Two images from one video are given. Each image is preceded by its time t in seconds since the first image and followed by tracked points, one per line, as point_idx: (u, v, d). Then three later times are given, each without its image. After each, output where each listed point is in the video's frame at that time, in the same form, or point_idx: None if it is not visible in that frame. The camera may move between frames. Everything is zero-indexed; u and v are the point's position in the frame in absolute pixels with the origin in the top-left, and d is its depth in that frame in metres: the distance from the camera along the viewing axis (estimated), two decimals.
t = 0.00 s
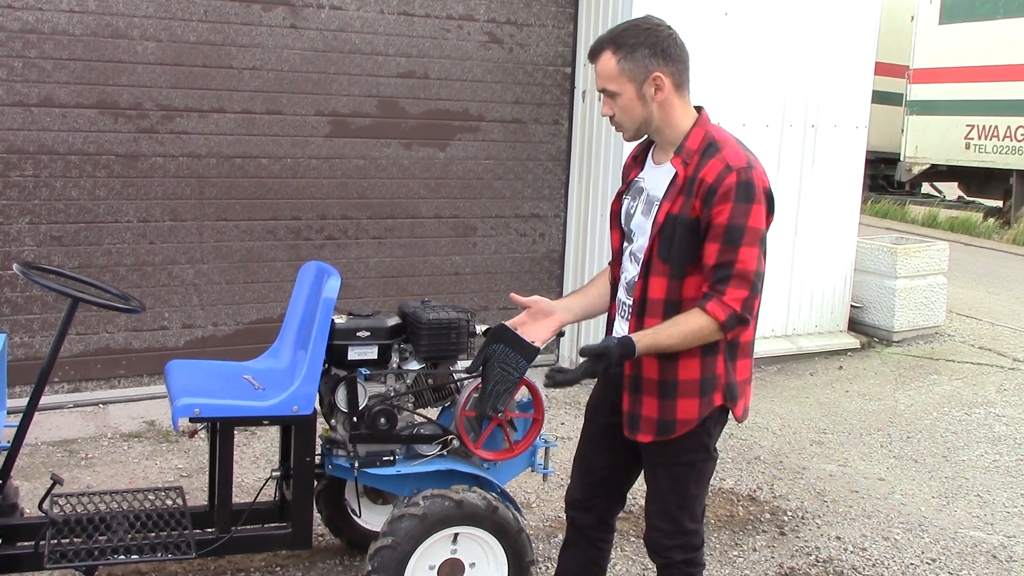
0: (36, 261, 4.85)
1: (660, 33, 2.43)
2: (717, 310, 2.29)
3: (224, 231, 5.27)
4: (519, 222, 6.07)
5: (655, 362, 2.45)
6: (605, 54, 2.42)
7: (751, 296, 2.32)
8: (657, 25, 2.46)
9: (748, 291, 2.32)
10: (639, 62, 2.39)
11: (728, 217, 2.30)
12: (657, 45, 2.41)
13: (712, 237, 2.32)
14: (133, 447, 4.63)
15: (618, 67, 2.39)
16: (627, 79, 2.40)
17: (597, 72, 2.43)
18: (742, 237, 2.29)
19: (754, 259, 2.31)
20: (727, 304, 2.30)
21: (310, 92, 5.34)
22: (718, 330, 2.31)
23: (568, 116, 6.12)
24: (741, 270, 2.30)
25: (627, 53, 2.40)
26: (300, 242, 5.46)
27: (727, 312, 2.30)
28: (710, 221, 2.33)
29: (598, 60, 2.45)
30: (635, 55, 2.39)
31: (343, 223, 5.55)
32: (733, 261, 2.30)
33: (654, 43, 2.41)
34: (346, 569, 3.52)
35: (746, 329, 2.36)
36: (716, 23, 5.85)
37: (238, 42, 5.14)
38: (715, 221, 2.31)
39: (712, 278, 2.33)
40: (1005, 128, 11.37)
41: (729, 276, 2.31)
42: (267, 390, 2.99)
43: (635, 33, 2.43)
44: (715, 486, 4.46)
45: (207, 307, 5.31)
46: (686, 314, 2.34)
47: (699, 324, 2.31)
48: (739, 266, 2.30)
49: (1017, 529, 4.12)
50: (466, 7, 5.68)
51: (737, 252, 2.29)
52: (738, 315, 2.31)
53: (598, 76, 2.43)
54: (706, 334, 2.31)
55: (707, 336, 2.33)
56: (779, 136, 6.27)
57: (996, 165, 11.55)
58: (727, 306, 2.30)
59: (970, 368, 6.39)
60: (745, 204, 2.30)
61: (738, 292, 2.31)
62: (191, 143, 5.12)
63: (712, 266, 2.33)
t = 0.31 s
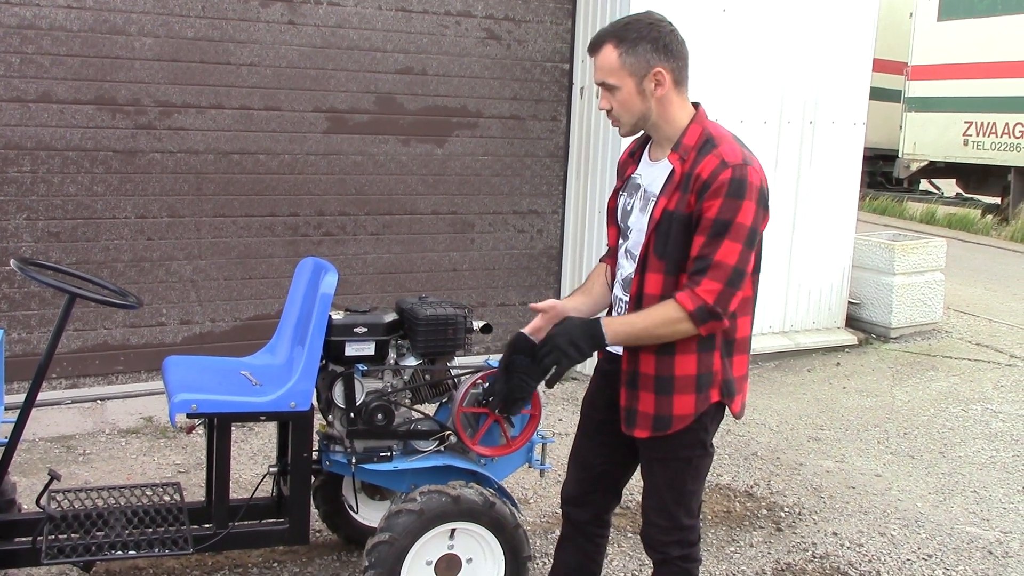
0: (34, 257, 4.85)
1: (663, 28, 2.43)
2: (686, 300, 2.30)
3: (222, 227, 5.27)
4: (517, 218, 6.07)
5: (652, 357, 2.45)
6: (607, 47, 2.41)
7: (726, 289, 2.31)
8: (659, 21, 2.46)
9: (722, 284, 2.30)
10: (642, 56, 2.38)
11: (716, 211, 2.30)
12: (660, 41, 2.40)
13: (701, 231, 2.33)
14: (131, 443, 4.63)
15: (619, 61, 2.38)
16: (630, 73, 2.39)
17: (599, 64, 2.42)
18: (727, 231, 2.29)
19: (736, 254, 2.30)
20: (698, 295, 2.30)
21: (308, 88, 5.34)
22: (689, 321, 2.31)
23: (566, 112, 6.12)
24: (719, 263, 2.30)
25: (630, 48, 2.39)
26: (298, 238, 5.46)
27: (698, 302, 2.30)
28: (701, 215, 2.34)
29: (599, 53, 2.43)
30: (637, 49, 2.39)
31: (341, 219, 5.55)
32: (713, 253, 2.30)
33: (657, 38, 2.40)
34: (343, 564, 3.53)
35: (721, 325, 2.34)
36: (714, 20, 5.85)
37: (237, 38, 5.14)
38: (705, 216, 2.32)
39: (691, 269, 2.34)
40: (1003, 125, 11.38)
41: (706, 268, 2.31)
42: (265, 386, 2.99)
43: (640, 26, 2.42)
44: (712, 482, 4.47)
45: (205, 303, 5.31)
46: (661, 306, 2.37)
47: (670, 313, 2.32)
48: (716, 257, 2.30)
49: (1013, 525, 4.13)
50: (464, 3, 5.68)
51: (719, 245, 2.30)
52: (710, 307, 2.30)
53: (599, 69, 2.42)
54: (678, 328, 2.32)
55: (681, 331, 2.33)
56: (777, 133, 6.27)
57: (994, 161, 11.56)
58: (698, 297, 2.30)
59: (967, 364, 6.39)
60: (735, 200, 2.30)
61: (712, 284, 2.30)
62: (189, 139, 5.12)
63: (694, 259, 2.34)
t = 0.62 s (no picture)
0: (31, 252, 4.85)
1: (665, 21, 2.42)
2: (668, 293, 2.31)
3: (220, 222, 5.27)
4: (514, 213, 6.07)
5: (646, 352, 2.46)
6: (627, 29, 2.37)
7: (709, 281, 2.31)
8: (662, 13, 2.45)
9: (705, 275, 2.31)
10: (663, 39, 2.38)
11: (704, 204, 2.31)
12: (670, 28, 2.41)
13: (689, 225, 2.34)
14: (128, 438, 4.64)
15: (645, 42, 2.36)
16: (651, 56, 2.37)
17: (620, 46, 2.36)
18: (714, 223, 2.30)
19: (723, 246, 2.30)
20: (681, 286, 2.31)
21: (305, 83, 5.33)
22: (671, 312, 2.32)
23: (563, 107, 6.12)
24: (704, 255, 2.30)
25: (652, 31, 2.38)
26: (296, 233, 5.46)
27: (678, 293, 2.31)
28: (690, 208, 2.35)
29: (617, 36, 2.37)
30: (660, 33, 2.38)
31: (339, 214, 5.55)
32: (699, 245, 2.31)
33: (665, 27, 2.40)
34: (341, 559, 3.53)
35: (706, 316, 2.35)
36: (711, 15, 5.85)
37: (234, 33, 5.13)
38: (694, 209, 2.33)
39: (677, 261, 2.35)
40: (1000, 120, 11.38)
41: (691, 259, 2.31)
42: (263, 381, 3.00)
43: (645, 17, 2.41)
44: (709, 477, 4.48)
45: (202, 299, 5.31)
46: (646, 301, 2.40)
47: (653, 306, 2.34)
48: (700, 248, 2.31)
49: (1009, 520, 4.15)
50: None
51: (705, 238, 2.30)
52: (694, 299, 2.31)
53: (621, 51, 2.36)
54: (663, 321, 2.33)
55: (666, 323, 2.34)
56: (774, 128, 6.27)
57: (991, 157, 11.57)
58: (681, 289, 2.31)
59: (964, 360, 6.41)
60: (724, 193, 2.30)
61: (695, 275, 2.30)
62: (186, 134, 5.11)
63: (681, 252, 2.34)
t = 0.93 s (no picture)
0: (29, 248, 4.85)
1: (666, 18, 2.43)
2: (655, 284, 2.29)
3: (219, 218, 5.27)
4: (513, 210, 6.07)
5: (648, 347, 2.45)
6: (645, 22, 2.40)
7: (700, 270, 2.29)
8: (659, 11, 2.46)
9: (696, 264, 2.29)
10: (677, 34, 2.44)
11: (704, 197, 2.31)
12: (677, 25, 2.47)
13: (688, 218, 2.34)
14: (127, 434, 4.64)
15: (663, 34, 2.40)
16: (669, 48, 2.41)
17: (641, 36, 2.38)
18: (712, 216, 2.30)
19: (718, 238, 2.30)
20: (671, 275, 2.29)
21: (304, 79, 5.33)
22: (660, 302, 2.29)
23: (562, 104, 6.11)
24: (698, 247, 2.29)
25: (668, 25, 2.43)
26: (294, 230, 5.46)
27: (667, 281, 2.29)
28: (690, 202, 2.35)
29: (635, 28, 2.40)
30: (674, 27, 2.44)
31: (337, 211, 5.55)
32: (694, 236, 2.31)
33: (673, 24, 2.45)
34: (339, 555, 3.54)
35: (694, 306, 2.30)
36: (710, 12, 5.84)
37: (233, 29, 5.13)
38: (693, 203, 2.33)
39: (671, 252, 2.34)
40: (999, 118, 11.39)
41: (684, 249, 2.31)
42: (261, 377, 2.99)
43: (650, 14, 2.42)
44: (706, 473, 4.49)
45: (201, 295, 5.31)
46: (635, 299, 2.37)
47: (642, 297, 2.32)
48: (694, 238, 2.30)
49: (1006, 517, 4.15)
50: None
51: (700, 230, 2.30)
52: (682, 287, 2.28)
53: (641, 41, 2.38)
54: (653, 316, 2.30)
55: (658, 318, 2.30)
56: (773, 125, 6.27)
57: (990, 155, 11.57)
58: (669, 278, 2.29)
59: (962, 357, 6.41)
60: (723, 187, 2.30)
61: (687, 265, 2.29)
62: (185, 130, 5.11)
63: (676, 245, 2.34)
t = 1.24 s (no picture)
0: (29, 245, 4.85)
1: (666, 15, 2.43)
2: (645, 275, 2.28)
3: (218, 216, 5.27)
4: (513, 207, 6.08)
5: (648, 345, 2.46)
6: (645, 18, 2.39)
7: (691, 262, 2.27)
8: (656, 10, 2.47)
9: (687, 256, 2.28)
10: (677, 31, 2.43)
11: (699, 193, 2.31)
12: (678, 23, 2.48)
13: (682, 214, 2.34)
14: (127, 432, 4.64)
15: (662, 30, 2.39)
16: (669, 44, 2.40)
17: (641, 33, 2.38)
18: (705, 210, 2.29)
19: (711, 231, 2.29)
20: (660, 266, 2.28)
21: (304, 77, 5.33)
22: (649, 293, 2.27)
23: (562, 101, 6.11)
24: (690, 239, 2.28)
25: (667, 21, 2.42)
26: (294, 227, 5.46)
27: (657, 273, 2.27)
28: (686, 199, 2.35)
29: (635, 25, 2.39)
30: (672, 24, 2.43)
31: (337, 208, 5.55)
32: (686, 229, 2.30)
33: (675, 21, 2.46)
34: (339, 553, 3.54)
35: (685, 297, 2.27)
36: (710, 9, 5.84)
37: (232, 27, 5.12)
38: (689, 199, 2.33)
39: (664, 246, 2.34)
40: (999, 115, 11.39)
41: (677, 241, 2.30)
42: (261, 375, 3.00)
43: (650, 11, 2.42)
44: (706, 470, 4.49)
45: (200, 292, 5.32)
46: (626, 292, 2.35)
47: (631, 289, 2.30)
48: (688, 231, 2.29)
49: (1005, 514, 4.16)
50: None
51: (694, 224, 2.30)
52: (671, 277, 2.26)
53: (641, 37, 2.37)
54: (642, 306, 2.27)
55: (648, 309, 2.27)
56: (772, 123, 6.27)
57: (989, 152, 11.57)
58: (658, 269, 2.27)
59: (961, 354, 6.42)
60: (719, 183, 2.30)
61: (677, 256, 2.27)
62: (184, 128, 5.11)
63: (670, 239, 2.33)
